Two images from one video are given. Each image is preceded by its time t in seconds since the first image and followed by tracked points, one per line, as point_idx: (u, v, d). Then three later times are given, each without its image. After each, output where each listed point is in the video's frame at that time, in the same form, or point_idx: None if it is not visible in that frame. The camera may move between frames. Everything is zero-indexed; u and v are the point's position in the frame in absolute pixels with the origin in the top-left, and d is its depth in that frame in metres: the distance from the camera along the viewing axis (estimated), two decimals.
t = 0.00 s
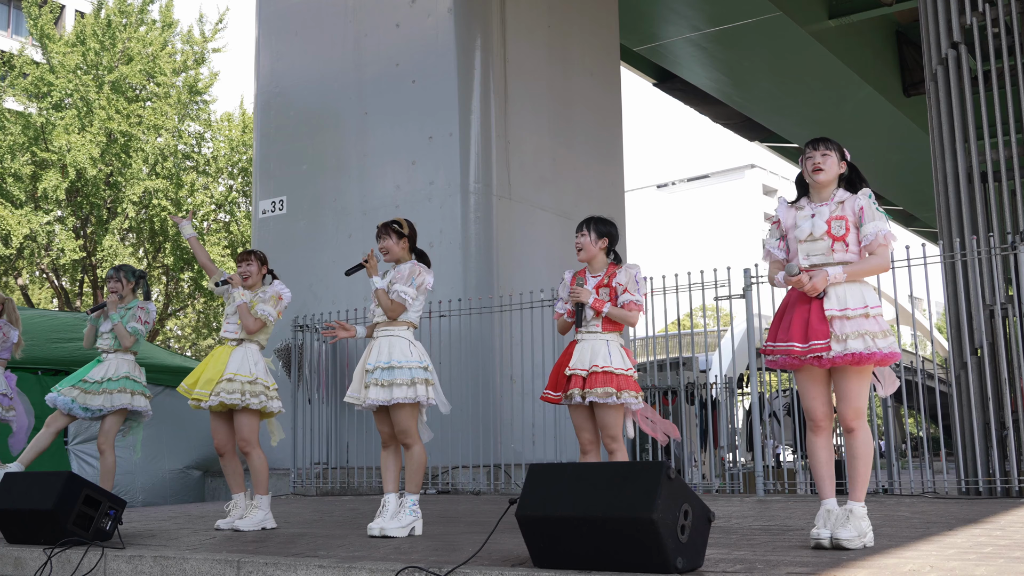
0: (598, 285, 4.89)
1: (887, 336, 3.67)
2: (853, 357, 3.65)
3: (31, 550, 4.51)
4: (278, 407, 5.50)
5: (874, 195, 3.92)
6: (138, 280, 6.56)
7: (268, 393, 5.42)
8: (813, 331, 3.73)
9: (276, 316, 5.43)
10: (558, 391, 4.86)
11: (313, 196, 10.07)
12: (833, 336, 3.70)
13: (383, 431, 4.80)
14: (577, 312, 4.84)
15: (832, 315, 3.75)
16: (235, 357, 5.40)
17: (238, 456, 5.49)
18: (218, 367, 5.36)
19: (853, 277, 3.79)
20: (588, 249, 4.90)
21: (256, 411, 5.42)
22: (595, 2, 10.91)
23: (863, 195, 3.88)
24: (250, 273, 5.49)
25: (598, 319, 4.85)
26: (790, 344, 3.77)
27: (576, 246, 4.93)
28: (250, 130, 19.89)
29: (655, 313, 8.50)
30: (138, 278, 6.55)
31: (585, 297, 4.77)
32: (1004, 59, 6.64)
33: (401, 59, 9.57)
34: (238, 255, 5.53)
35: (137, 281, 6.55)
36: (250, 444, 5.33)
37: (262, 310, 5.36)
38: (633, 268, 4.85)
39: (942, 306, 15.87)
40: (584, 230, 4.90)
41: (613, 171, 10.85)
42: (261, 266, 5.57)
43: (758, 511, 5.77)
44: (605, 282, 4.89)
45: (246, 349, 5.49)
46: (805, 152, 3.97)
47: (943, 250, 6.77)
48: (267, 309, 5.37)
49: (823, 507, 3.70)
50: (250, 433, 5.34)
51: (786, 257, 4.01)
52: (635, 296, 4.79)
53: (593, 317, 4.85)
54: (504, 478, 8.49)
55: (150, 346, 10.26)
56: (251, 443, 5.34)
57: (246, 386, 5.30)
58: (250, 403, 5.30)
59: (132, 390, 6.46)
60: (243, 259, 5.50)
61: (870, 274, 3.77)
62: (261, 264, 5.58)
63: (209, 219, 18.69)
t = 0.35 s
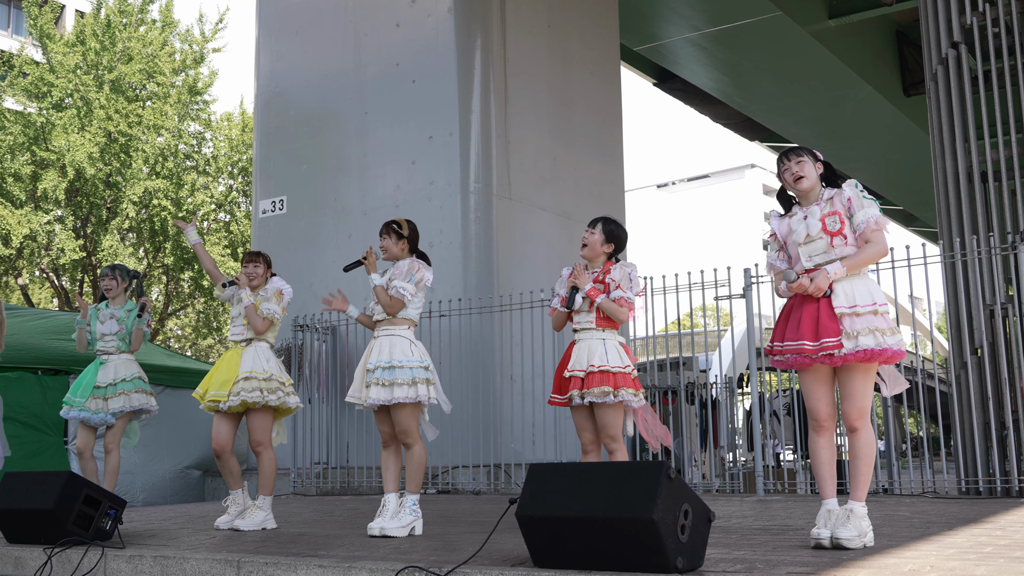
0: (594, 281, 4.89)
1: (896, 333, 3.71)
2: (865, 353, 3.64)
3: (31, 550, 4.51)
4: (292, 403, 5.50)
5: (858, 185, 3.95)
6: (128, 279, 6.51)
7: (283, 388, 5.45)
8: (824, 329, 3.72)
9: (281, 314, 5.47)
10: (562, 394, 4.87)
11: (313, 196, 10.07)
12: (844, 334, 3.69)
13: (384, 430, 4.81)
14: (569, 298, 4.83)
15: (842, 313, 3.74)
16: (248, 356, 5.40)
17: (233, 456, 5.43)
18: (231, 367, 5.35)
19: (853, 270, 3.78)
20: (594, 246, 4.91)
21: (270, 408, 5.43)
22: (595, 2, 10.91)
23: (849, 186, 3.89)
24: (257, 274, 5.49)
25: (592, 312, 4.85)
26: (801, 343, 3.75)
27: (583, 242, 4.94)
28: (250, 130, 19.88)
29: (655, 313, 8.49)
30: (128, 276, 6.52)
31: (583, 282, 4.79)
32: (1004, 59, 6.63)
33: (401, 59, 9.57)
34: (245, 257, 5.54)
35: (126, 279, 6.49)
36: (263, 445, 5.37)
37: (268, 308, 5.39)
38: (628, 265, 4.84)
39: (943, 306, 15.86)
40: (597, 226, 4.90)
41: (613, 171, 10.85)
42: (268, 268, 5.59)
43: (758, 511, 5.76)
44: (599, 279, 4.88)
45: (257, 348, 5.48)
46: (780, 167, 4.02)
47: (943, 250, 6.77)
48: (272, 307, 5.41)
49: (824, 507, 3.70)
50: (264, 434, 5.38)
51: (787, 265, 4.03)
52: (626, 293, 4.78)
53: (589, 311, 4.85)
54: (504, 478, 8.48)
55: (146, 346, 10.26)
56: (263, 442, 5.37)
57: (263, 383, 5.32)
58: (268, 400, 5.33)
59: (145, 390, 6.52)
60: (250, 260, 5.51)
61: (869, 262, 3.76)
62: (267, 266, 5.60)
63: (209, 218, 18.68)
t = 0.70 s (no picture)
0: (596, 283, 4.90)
1: (887, 339, 3.67)
2: (853, 358, 3.64)
3: (31, 551, 4.51)
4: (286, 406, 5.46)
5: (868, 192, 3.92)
6: (116, 278, 6.44)
7: (274, 391, 5.41)
8: (812, 332, 3.73)
9: (280, 317, 5.46)
10: (559, 392, 4.84)
11: (313, 197, 10.06)
12: (833, 338, 3.69)
13: (383, 431, 4.80)
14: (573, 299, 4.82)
15: (832, 317, 3.75)
16: (242, 358, 5.39)
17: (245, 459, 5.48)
18: (227, 369, 5.36)
19: (849, 276, 3.78)
20: (597, 249, 4.91)
21: (265, 411, 5.42)
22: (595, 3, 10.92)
23: (856, 192, 3.87)
24: (260, 273, 5.49)
25: (594, 313, 4.86)
26: (789, 345, 3.77)
27: (585, 245, 4.95)
28: (250, 130, 19.90)
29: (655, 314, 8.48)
30: (113, 276, 6.42)
31: (586, 282, 4.77)
32: (1004, 59, 6.63)
33: (401, 59, 9.57)
34: (250, 254, 5.53)
35: (113, 278, 6.42)
36: (259, 446, 5.36)
37: (267, 311, 5.38)
38: (633, 268, 4.85)
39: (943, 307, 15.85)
40: (595, 230, 4.91)
41: (613, 171, 10.85)
42: (272, 267, 5.58)
43: (758, 512, 5.76)
44: (604, 280, 4.87)
45: (254, 349, 5.48)
46: (796, 159, 4.01)
47: (943, 250, 6.77)
48: (271, 310, 5.40)
49: (824, 507, 3.70)
50: (259, 435, 5.35)
51: (785, 262, 4.04)
52: (630, 295, 4.81)
53: (591, 312, 4.85)
54: (504, 479, 8.47)
55: (147, 345, 10.28)
56: (260, 442, 5.36)
57: (254, 385, 5.31)
58: (258, 403, 5.31)
59: (125, 389, 6.37)
60: (255, 258, 5.50)
61: (866, 271, 3.76)
62: (272, 264, 5.58)
63: (210, 219, 18.70)
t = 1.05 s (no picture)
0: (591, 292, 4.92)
1: (868, 351, 3.72)
2: (832, 368, 3.66)
3: (20, 560, 4.46)
4: (279, 414, 5.42)
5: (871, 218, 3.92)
6: (106, 293, 6.41)
7: (267, 402, 5.37)
8: (792, 340, 3.75)
9: (276, 330, 5.42)
10: (552, 399, 4.85)
11: (304, 205, 10.04)
12: (813, 348, 3.72)
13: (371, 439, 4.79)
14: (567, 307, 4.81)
15: (813, 327, 3.76)
16: (235, 368, 5.38)
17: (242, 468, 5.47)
18: (218, 379, 5.33)
19: (839, 297, 3.78)
20: (590, 259, 4.91)
21: (258, 420, 5.39)
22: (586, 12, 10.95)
23: (859, 216, 3.88)
24: (251, 279, 5.47)
25: (589, 321, 4.86)
26: (769, 351, 3.79)
27: (578, 255, 4.92)
28: (240, 139, 19.93)
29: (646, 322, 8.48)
30: (101, 291, 6.40)
31: (580, 291, 4.79)
32: (994, 68, 6.68)
33: (393, 67, 9.58)
34: (242, 260, 5.53)
35: (101, 293, 6.40)
36: (251, 454, 5.33)
37: (262, 326, 5.35)
38: (627, 277, 4.86)
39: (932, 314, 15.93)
40: (588, 240, 4.89)
41: (604, 179, 10.88)
42: (264, 273, 5.57)
43: (750, 520, 5.77)
44: (599, 289, 4.89)
45: (248, 361, 5.45)
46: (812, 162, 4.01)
47: (933, 258, 6.80)
48: (267, 324, 5.36)
49: (813, 514, 3.70)
50: (252, 443, 5.32)
51: (775, 261, 4.05)
52: (625, 301, 4.78)
53: (585, 320, 4.85)
54: (496, 487, 8.42)
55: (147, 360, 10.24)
56: (252, 452, 5.33)
57: (246, 397, 5.28)
58: (249, 413, 5.28)
59: (101, 405, 6.32)
60: (247, 264, 5.50)
61: (856, 296, 3.78)
62: (265, 270, 5.58)
63: (201, 228, 18.67)
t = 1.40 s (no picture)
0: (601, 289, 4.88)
1: (886, 341, 3.69)
2: (854, 361, 3.65)
3: (31, 555, 4.48)
4: (297, 406, 5.45)
5: (866, 196, 3.92)
6: (125, 292, 6.40)
7: (288, 394, 5.42)
8: (812, 336, 3.74)
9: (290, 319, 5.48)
10: (562, 394, 4.83)
11: (312, 200, 10.05)
12: (834, 342, 3.70)
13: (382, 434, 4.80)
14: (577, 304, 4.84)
15: (832, 320, 3.74)
16: (251, 364, 5.39)
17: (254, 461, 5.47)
18: (236, 375, 5.37)
19: (852, 283, 3.77)
20: (596, 254, 4.90)
21: (275, 414, 5.42)
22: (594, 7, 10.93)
23: (855, 198, 3.87)
24: (250, 274, 5.50)
25: (598, 318, 4.85)
26: (789, 350, 3.78)
27: (584, 251, 4.93)
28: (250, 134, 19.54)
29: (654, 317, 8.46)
30: (121, 290, 6.38)
31: (587, 289, 4.80)
32: (1005, 62, 6.63)
33: (400, 63, 9.58)
34: (239, 256, 5.54)
35: (120, 293, 6.39)
36: (264, 448, 5.33)
37: (275, 317, 5.38)
38: (637, 274, 4.84)
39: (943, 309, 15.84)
40: (593, 235, 4.89)
41: (612, 175, 10.87)
42: (262, 268, 5.58)
43: (760, 514, 5.76)
44: (607, 286, 4.88)
45: (261, 354, 5.46)
46: (795, 158, 3.98)
47: (942, 253, 6.76)
48: (279, 315, 5.40)
49: (823, 510, 3.69)
50: (265, 437, 5.34)
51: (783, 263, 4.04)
52: (634, 301, 4.79)
53: (594, 316, 4.85)
54: (504, 482, 8.38)
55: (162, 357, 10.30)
56: (264, 446, 5.32)
57: (267, 391, 5.31)
58: (274, 407, 5.32)
59: (115, 404, 6.33)
60: (245, 259, 5.51)
61: (868, 277, 3.76)
62: (262, 265, 5.58)
63: (209, 223, 18.43)
